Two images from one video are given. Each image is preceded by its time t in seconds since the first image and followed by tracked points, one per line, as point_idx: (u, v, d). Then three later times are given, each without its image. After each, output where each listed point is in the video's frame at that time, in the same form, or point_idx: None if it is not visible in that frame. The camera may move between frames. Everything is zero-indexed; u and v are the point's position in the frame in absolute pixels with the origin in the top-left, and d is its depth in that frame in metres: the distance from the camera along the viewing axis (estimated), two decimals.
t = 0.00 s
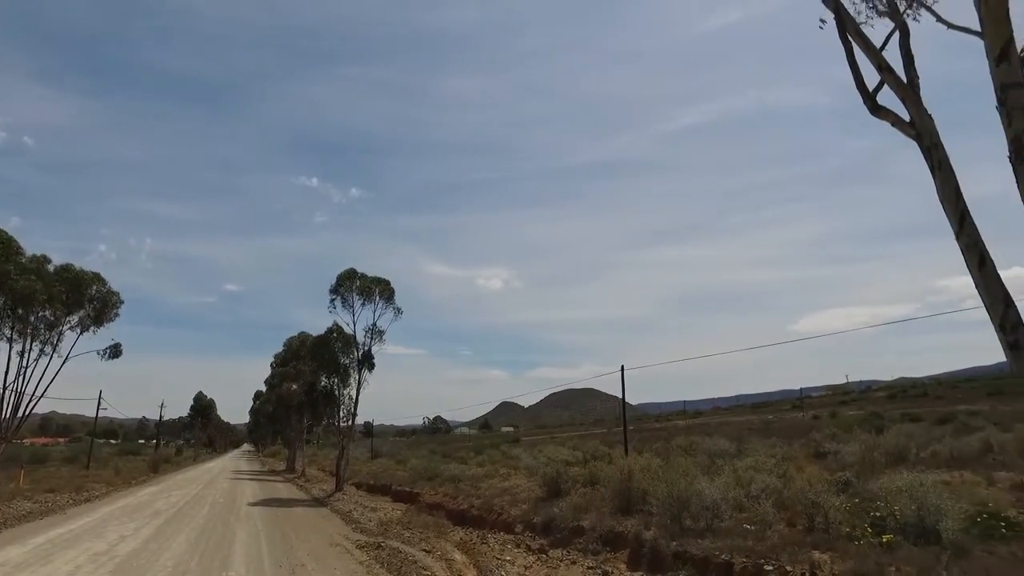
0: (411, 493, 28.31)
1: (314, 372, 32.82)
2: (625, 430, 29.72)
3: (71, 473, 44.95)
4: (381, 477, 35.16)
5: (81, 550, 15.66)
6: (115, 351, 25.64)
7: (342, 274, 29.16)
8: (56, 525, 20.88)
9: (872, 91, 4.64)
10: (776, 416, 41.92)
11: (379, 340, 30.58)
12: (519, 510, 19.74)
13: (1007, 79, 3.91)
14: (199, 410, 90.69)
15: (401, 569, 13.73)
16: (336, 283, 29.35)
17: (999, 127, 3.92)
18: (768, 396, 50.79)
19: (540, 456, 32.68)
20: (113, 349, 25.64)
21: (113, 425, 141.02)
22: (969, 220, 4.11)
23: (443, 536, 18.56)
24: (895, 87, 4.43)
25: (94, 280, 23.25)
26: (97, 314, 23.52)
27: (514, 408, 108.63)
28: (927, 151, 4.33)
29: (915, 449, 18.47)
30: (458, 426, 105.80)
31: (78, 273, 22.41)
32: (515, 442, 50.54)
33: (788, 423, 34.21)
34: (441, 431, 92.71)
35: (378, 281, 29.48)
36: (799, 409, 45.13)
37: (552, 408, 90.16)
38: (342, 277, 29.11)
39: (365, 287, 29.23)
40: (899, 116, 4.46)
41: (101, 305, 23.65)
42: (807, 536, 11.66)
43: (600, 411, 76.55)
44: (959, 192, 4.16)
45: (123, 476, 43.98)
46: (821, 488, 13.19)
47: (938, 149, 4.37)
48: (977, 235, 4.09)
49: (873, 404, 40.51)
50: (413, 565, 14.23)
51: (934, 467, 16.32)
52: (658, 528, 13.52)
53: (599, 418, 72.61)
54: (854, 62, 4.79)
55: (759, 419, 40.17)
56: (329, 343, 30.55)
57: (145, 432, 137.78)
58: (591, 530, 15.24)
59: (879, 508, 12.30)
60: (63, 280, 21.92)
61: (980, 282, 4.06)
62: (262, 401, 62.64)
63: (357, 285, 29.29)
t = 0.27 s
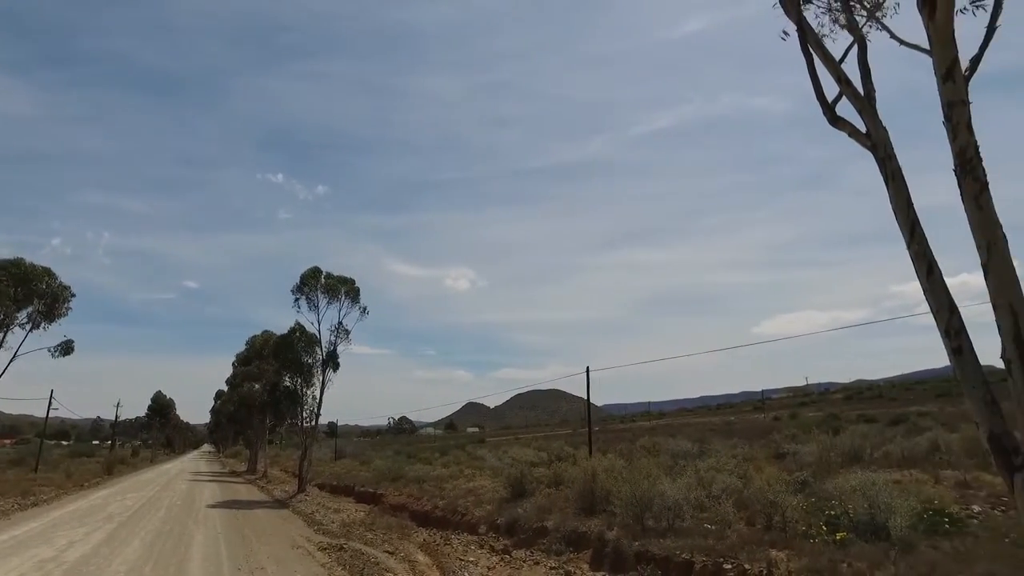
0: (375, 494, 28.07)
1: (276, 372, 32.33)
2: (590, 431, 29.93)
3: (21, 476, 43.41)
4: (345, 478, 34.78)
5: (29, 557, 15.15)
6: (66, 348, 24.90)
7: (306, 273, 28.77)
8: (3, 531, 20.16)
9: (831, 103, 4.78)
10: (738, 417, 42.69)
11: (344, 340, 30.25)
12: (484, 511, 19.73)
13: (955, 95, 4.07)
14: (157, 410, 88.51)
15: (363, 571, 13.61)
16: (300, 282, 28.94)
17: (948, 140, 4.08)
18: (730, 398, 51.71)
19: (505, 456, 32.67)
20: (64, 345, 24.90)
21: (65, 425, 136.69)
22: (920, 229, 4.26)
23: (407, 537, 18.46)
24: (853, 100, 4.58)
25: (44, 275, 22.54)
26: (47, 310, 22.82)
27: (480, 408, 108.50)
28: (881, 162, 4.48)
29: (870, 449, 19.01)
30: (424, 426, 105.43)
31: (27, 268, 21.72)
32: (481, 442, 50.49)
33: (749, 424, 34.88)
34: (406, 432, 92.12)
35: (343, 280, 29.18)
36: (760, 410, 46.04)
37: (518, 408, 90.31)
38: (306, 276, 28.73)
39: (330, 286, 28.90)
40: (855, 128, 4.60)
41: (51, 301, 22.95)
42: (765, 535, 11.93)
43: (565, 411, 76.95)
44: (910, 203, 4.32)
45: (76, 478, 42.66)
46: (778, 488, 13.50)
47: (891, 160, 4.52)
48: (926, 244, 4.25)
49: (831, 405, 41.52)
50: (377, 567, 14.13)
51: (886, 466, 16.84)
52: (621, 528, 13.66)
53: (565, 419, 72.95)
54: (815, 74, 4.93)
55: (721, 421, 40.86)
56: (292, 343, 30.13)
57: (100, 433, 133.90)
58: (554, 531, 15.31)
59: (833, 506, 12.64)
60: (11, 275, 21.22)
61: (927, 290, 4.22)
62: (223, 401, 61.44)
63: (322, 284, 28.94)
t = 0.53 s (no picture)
0: (331, 495, 27.70)
1: (231, 371, 31.63)
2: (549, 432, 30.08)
3: None
4: (301, 479, 34.23)
5: None
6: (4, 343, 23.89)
7: (263, 270, 28.24)
8: None
9: (785, 112, 4.92)
10: (695, 418, 43.46)
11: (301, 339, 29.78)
12: (441, 511, 19.66)
13: (899, 109, 4.23)
14: (105, 409, 85.64)
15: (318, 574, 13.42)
16: (256, 279, 28.39)
17: (892, 152, 4.24)
18: (688, 399, 52.59)
19: (464, 457, 32.61)
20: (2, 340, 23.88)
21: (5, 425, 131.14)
22: (866, 237, 4.41)
23: (363, 539, 18.27)
24: (805, 109, 4.72)
25: None
26: None
27: (440, 409, 108.02)
28: (831, 171, 4.62)
29: (819, 449, 19.58)
30: (382, 426, 104.46)
31: None
32: (440, 443, 50.26)
33: (705, 425, 35.53)
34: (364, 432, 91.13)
35: (301, 278, 28.74)
36: (716, 411, 46.94)
37: (478, 409, 90.21)
38: (263, 274, 28.20)
39: (288, 284, 28.43)
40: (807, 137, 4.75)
41: None
42: (718, 533, 12.18)
43: (525, 412, 77.19)
44: (858, 211, 4.47)
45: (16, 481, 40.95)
46: (731, 487, 13.80)
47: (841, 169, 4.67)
48: (872, 251, 4.41)
49: (783, 407, 42.62)
50: (332, 569, 13.94)
51: (835, 466, 17.36)
52: (578, 528, 13.78)
53: (524, 420, 73.17)
54: (771, 83, 5.07)
55: (677, 421, 41.53)
56: (247, 341, 29.53)
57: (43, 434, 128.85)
58: (512, 531, 15.34)
59: (784, 505, 12.98)
60: None
61: (872, 295, 4.39)
62: (175, 400, 59.80)
63: (279, 281, 28.44)
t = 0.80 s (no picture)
0: (291, 496, 27.26)
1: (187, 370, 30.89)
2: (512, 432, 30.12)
3: None
4: (259, 480, 33.59)
5: None
6: None
7: (222, 267, 27.65)
8: None
9: (744, 119, 5.02)
10: (656, 419, 44.01)
11: (260, 338, 29.24)
12: (403, 512, 19.52)
13: (853, 120, 4.36)
14: (53, 409, 82.73)
15: None
16: (215, 276, 27.78)
17: (844, 161, 4.37)
18: (650, 400, 53.23)
19: (426, 457, 32.43)
20: None
21: None
22: (820, 243, 4.54)
23: (322, 540, 18.03)
24: (765, 118, 4.83)
25: None
26: None
27: (403, 409, 107.23)
28: (788, 178, 4.74)
29: (775, 450, 20.01)
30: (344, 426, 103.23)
31: None
32: (402, 443, 49.87)
33: (666, 426, 36.04)
34: (325, 432, 89.94)
35: (261, 275, 28.22)
36: (677, 413, 47.61)
37: (441, 409, 89.82)
38: (222, 270, 27.61)
39: (247, 281, 27.89)
40: (765, 145, 4.86)
41: None
42: (677, 532, 12.36)
43: (489, 412, 77.16)
44: (812, 218, 4.59)
45: None
46: (690, 487, 14.02)
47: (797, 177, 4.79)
48: (825, 257, 4.53)
49: (742, 408, 43.45)
50: (289, 571, 13.71)
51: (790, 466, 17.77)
52: (539, 528, 13.81)
53: (488, 420, 73.12)
54: (731, 91, 5.17)
55: (639, 422, 42.00)
56: (205, 339, 28.87)
57: None
58: (473, 532, 15.30)
59: (741, 504, 13.24)
60: None
61: (825, 299, 4.50)
62: (128, 400, 58.10)
63: (239, 279, 27.88)
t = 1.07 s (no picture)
0: (248, 497, 26.70)
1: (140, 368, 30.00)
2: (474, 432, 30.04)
3: None
4: (214, 481, 32.82)
5: None
6: None
7: (177, 263, 26.94)
8: None
9: (706, 126, 5.10)
10: (617, 420, 44.40)
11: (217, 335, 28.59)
12: (363, 513, 19.28)
13: (811, 129, 4.46)
14: None
15: None
16: (170, 272, 27.05)
17: (802, 169, 4.47)
18: (611, 401, 53.69)
19: (387, 457, 32.12)
20: None
21: None
22: (777, 249, 4.63)
23: (279, 543, 17.69)
24: (726, 124, 4.90)
25: None
26: None
27: (364, 408, 106.12)
28: (747, 184, 4.82)
29: (733, 450, 20.39)
30: (303, 425, 101.66)
31: None
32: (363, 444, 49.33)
33: (626, 427, 36.37)
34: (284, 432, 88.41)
35: (219, 271, 27.61)
36: (638, 414, 48.11)
37: (403, 408, 89.14)
38: (178, 266, 26.90)
39: (204, 277, 27.24)
40: (726, 151, 4.94)
41: None
42: (636, 532, 12.48)
43: (451, 412, 76.89)
44: (770, 224, 4.68)
45: None
46: (650, 488, 14.18)
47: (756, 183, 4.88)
48: (782, 262, 4.62)
49: (701, 409, 44.17)
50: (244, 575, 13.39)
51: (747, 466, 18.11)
52: (500, 529, 13.78)
53: (450, 420, 72.85)
54: (694, 97, 5.24)
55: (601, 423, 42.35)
56: (159, 337, 28.11)
57: None
58: (434, 533, 15.18)
59: (698, 504, 13.44)
60: None
61: (781, 304, 4.60)
62: (77, 398, 56.13)
63: (195, 274, 27.21)
